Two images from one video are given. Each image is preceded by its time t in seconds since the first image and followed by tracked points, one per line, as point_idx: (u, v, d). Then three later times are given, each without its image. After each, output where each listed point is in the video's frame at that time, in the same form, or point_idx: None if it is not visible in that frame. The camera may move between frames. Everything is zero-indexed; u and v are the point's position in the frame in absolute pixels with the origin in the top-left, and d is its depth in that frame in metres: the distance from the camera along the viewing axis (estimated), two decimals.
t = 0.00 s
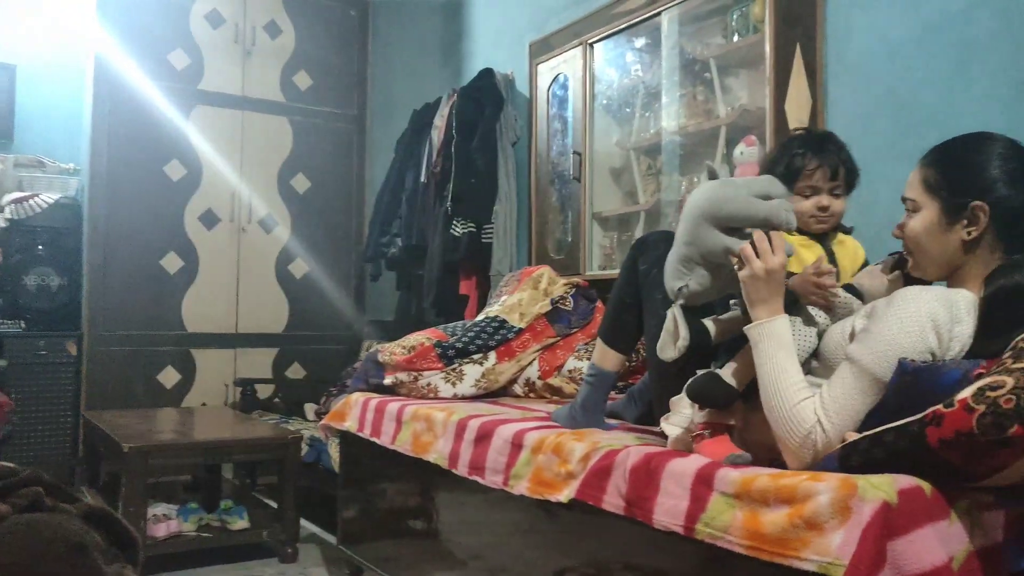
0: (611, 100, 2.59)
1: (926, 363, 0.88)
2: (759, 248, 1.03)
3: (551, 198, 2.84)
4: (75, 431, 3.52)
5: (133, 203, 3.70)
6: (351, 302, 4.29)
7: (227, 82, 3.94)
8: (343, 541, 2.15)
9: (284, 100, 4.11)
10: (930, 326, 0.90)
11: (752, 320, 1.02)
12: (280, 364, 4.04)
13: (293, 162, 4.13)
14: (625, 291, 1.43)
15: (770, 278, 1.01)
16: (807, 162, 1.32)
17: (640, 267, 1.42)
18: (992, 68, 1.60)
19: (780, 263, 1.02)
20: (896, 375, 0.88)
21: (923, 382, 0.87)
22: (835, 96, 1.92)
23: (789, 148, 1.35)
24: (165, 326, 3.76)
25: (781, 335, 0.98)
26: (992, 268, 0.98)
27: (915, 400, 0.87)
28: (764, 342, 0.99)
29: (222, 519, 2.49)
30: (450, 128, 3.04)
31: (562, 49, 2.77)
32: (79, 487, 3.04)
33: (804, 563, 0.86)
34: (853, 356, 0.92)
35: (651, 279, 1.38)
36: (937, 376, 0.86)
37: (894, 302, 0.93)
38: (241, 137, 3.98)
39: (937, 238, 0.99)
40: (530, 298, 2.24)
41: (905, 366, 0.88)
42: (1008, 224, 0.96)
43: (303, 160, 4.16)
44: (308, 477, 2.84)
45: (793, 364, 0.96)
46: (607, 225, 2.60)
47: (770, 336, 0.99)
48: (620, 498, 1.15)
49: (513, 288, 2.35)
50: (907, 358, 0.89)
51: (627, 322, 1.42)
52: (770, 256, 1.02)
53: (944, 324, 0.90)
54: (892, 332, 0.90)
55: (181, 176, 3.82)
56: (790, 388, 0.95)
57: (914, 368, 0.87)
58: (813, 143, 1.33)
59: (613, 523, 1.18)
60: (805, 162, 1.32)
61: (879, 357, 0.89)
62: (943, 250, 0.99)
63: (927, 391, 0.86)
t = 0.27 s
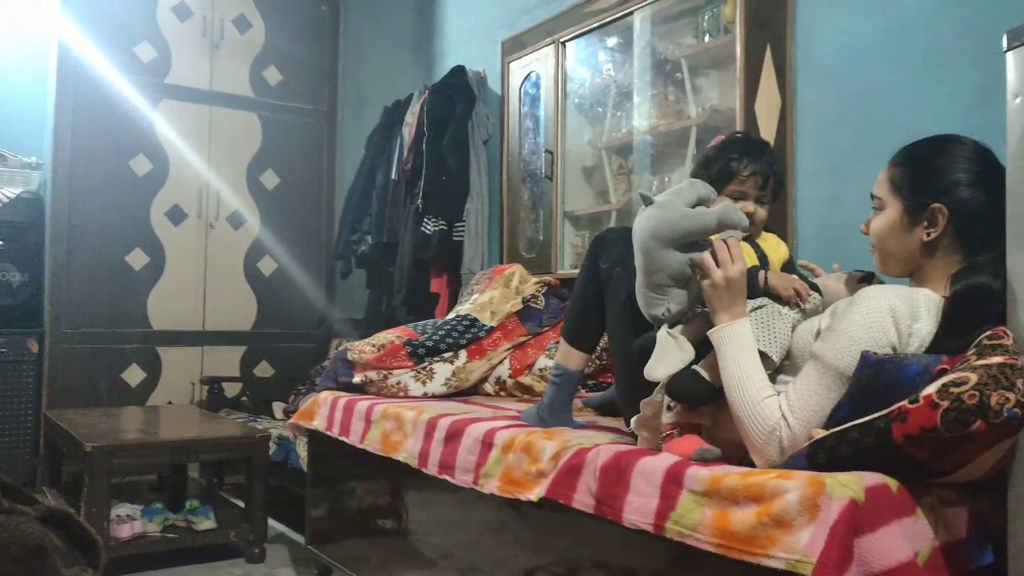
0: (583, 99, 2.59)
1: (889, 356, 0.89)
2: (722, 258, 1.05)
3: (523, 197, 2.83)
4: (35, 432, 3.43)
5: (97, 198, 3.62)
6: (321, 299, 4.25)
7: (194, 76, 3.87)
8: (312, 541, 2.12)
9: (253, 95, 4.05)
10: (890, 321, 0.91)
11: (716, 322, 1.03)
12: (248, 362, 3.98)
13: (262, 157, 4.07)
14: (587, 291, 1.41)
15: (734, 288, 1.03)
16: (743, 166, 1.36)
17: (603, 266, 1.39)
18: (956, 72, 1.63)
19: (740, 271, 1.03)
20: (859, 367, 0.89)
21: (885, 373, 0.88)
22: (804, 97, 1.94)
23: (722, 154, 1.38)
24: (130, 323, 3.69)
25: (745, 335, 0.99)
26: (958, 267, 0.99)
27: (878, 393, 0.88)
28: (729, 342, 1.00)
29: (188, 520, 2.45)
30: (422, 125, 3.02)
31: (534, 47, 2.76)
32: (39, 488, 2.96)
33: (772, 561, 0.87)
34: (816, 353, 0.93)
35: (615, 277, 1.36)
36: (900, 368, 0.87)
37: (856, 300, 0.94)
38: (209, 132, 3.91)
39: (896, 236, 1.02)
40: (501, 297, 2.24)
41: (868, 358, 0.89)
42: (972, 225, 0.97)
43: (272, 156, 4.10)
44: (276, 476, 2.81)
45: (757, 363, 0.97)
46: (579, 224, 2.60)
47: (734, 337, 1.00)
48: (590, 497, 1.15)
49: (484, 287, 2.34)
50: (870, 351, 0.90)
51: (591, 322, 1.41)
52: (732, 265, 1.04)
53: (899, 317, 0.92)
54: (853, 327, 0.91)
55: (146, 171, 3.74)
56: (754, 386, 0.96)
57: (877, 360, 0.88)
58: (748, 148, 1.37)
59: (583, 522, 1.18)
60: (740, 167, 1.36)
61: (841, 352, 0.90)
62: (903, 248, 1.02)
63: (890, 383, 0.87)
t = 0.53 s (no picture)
0: (557, 96, 2.59)
1: (862, 357, 0.91)
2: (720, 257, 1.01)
3: (496, 193, 2.83)
4: None
5: (62, 191, 3.54)
6: (291, 295, 4.20)
7: (163, 68, 3.80)
8: (281, 540, 2.09)
9: (222, 88, 3.98)
10: (866, 323, 0.93)
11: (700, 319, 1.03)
12: (217, 359, 3.92)
13: (232, 151, 4.01)
14: (559, 289, 1.42)
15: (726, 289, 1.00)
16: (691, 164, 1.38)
17: (575, 265, 1.39)
18: (924, 74, 1.65)
19: (737, 273, 1.00)
20: (833, 367, 0.90)
21: (859, 373, 0.89)
22: (776, 97, 1.96)
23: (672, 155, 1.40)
24: (96, 319, 3.61)
25: (729, 332, 0.99)
26: (925, 268, 0.99)
27: (849, 392, 0.89)
28: (711, 338, 0.99)
29: (154, 519, 2.40)
30: (394, 120, 2.99)
31: (508, 43, 2.75)
32: None
33: (743, 558, 0.87)
34: (791, 351, 0.93)
35: (587, 277, 1.36)
36: (872, 369, 0.89)
37: (832, 301, 0.95)
38: (178, 125, 3.84)
39: (870, 235, 1.02)
40: (474, 294, 2.23)
41: (842, 358, 0.90)
42: (942, 225, 0.98)
43: (242, 150, 4.04)
44: (244, 475, 2.77)
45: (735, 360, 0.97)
46: (552, 222, 2.60)
47: (718, 333, 0.99)
48: (563, 494, 1.14)
49: (457, 284, 2.33)
50: (844, 352, 0.91)
51: (564, 320, 1.41)
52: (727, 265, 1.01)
53: (873, 318, 0.93)
54: (830, 328, 0.92)
55: (114, 164, 3.67)
56: (731, 383, 0.96)
57: (850, 360, 0.90)
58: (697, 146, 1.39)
59: (556, 519, 1.17)
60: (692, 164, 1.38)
61: (817, 352, 0.91)
62: (876, 247, 1.02)
63: (861, 382, 0.89)
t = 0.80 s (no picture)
0: (533, 93, 2.59)
1: (834, 356, 0.91)
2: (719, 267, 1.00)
3: (472, 190, 2.82)
4: None
5: (30, 186, 3.47)
6: (265, 291, 4.15)
7: (135, 61, 3.74)
8: (254, 537, 2.07)
9: (195, 81, 3.92)
10: (838, 322, 0.93)
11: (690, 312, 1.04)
12: (190, 355, 3.87)
13: (206, 146, 3.96)
14: (535, 285, 1.42)
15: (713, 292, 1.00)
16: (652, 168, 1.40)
17: (551, 262, 1.40)
18: (896, 75, 1.67)
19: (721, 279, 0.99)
20: (805, 365, 0.91)
21: (830, 371, 0.90)
22: (750, 95, 1.98)
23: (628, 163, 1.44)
24: (66, 316, 3.55)
25: (716, 329, 1.00)
26: (896, 267, 1.00)
27: (820, 389, 0.90)
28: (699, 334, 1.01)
29: (126, 517, 2.37)
30: (370, 116, 2.97)
31: (484, 39, 2.75)
32: None
33: (716, 553, 0.87)
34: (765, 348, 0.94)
35: (563, 273, 1.37)
36: (844, 367, 0.90)
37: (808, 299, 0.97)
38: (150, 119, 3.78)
39: (844, 235, 1.03)
40: (449, 291, 2.22)
41: (814, 356, 0.91)
42: (913, 224, 0.99)
43: (215, 144, 3.99)
44: (217, 472, 2.74)
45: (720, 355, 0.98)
46: (528, 219, 2.60)
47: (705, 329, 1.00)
48: (537, 490, 1.14)
49: (432, 280, 2.31)
50: (816, 350, 0.92)
51: (539, 316, 1.41)
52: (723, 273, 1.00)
53: (847, 317, 0.94)
54: (802, 327, 0.93)
55: (84, 159, 3.60)
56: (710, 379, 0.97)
57: (822, 358, 0.91)
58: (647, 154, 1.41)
59: (531, 515, 1.18)
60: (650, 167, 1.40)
61: (790, 351, 0.92)
62: (849, 248, 1.03)
63: (834, 380, 0.89)
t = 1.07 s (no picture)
0: (517, 90, 2.58)
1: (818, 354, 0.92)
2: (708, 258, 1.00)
3: (455, 187, 2.81)
4: None
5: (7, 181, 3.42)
6: (247, 288, 4.11)
7: (115, 55, 3.69)
8: (234, 535, 2.06)
9: (176, 76, 3.88)
10: (822, 322, 0.94)
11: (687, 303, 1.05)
12: (170, 352, 3.84)
13: (187, 141, 3.91)
14: (520, 282, 1.42)
15: (700, 277, 1.01)
16: (643, 172, 1.39)
17: (537, 259, 1.39)
18: (877, 75, 1.69)
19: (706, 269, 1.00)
20: (788, 364, 0.91)
21: (814, 370, 0.90)
22: (732, 95, 1.99)
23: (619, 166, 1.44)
24: (43, 312, 3.51)
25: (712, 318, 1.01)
26: (878, 263, 1.02)
27: (804, 387, 0.91)
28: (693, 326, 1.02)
29: (104, 516, 2.34)
30: (352, 112, 2.95)
31: (467, 36, 2.74)
32: None
33: (697, 549, 0.88)
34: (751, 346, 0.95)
35: (548, 271, 1.37)
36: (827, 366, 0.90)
37: (796, 298, 0.98)
38: (129, 114, 3.74)
39: (827, 237, 1.06)
40: (432, 288, 2.21)
41: (797, 354, 0.91)
42: (892, 223, 1.01)
43: (196, 139, 3.94)
44: (197, 470, 2.71)
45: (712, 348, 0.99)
46: (511, 216, 2.60)
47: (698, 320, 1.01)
48: (519, 488, 1.14)
49: (415, 277, 2.31)
50: (801, 349, 0.92)
51: (524, 314, 1.41)
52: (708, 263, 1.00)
53: (831, 318, 0.95)
54: (788, 325, 0.94)
55: (63, 153, 3.56)
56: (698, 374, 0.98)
57: (806, 357, 0.91)
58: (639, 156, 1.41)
59: (513, 513, 1.17)
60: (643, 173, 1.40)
61: (774, 349, 0.93)
62: (832, 249, 1.06)
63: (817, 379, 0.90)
